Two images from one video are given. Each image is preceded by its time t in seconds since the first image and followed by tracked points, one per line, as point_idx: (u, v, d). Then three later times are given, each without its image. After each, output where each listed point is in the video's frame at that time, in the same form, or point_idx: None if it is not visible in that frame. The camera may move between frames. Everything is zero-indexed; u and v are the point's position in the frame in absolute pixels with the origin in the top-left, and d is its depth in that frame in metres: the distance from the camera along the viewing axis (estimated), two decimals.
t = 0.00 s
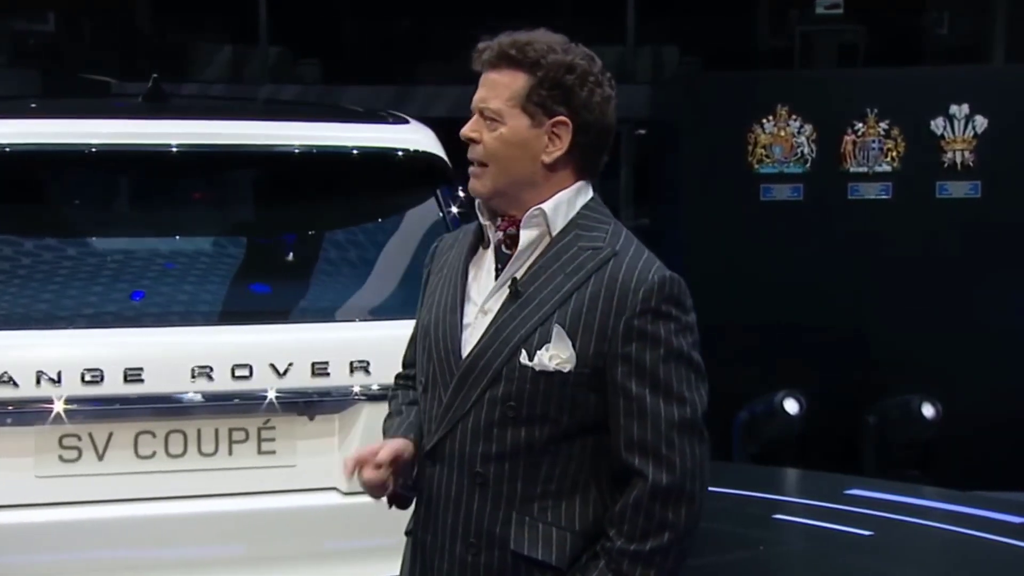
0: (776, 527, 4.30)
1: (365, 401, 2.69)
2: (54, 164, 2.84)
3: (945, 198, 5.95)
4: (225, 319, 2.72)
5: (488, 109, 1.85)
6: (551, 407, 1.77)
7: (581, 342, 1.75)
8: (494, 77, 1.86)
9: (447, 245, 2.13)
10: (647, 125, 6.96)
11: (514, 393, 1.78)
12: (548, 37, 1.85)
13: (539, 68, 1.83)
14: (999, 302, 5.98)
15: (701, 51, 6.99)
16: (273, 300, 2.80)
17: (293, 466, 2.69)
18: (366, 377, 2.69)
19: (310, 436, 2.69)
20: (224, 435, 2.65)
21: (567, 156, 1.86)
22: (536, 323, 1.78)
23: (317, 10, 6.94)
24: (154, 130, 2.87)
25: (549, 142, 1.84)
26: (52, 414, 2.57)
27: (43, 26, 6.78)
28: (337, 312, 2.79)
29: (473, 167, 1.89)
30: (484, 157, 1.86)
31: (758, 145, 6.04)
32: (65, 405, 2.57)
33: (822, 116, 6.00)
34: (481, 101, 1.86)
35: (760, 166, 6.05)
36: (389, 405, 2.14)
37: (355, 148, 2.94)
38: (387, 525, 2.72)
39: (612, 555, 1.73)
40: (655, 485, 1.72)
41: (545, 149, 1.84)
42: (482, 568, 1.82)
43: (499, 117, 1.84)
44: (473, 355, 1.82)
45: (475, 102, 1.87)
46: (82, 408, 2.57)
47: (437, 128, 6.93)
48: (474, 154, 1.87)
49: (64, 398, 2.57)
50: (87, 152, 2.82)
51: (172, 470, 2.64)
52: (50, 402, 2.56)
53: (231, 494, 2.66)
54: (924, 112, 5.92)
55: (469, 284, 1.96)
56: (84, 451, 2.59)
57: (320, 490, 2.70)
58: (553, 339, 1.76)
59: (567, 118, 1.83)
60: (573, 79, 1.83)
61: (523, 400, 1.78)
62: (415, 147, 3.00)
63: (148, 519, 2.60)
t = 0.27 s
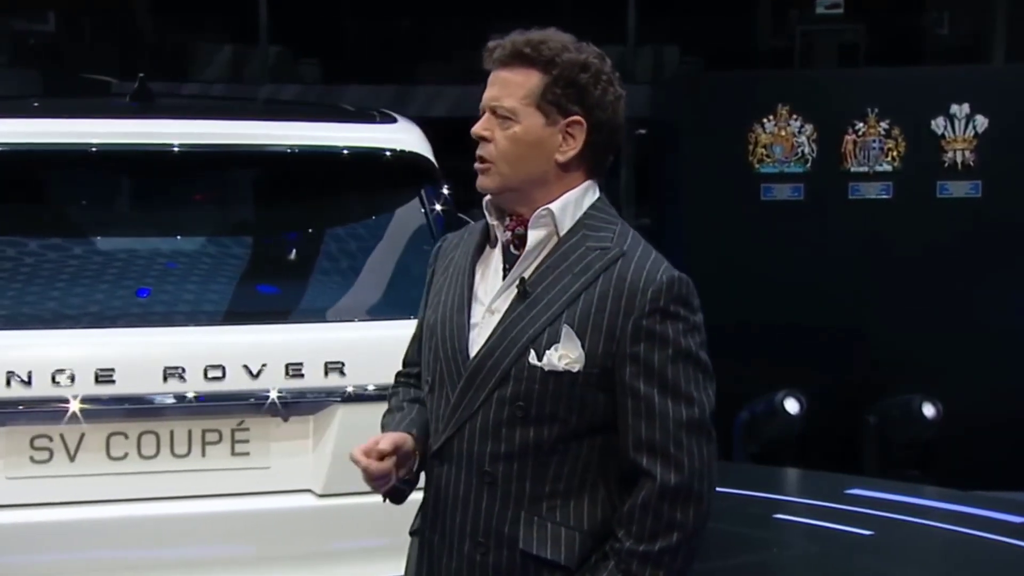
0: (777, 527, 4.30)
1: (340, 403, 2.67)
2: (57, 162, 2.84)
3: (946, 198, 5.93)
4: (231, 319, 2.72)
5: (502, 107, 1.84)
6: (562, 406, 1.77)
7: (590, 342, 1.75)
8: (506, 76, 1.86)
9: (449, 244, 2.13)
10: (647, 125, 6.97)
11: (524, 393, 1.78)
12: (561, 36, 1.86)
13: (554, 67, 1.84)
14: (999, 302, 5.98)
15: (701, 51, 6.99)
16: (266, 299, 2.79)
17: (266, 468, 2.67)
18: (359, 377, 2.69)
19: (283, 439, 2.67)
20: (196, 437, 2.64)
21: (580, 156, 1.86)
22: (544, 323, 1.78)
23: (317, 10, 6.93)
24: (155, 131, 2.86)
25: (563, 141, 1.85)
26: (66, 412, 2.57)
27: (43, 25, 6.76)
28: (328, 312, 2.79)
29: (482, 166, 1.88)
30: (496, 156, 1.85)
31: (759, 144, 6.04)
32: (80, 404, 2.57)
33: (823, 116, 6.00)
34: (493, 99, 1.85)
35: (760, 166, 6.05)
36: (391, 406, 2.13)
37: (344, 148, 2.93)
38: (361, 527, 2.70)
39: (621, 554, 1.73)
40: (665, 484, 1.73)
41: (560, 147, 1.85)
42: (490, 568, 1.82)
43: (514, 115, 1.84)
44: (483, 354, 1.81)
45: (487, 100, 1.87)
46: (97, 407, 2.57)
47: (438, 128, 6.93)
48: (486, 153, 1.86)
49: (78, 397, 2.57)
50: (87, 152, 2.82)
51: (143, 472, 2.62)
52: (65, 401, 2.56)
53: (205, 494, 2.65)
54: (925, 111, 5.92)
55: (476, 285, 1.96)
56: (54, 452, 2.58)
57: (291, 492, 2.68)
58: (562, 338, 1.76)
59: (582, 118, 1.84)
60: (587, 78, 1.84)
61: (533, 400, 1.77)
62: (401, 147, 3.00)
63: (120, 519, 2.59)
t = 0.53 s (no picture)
0: (779, 526, 4.31)
1: (319, 405, 2.55)
2: (58, 161, 2.74)
3: (947, 197, 5.92)
4: (234, 319, 2.60)
5: (517, 109, 1.78)
6: (571, 409, 1.72)
7: (599, 344, 1.71)
8: (519, 77, 1.80)
9: (451, 245, 2.07)
10: (648, 124, 6.97)
11: (532, 397, 1.73)
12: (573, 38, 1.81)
13: (570, 69, 1.79)
14: (1000, 302, 5.97)
15: (701, 50, 7.01)
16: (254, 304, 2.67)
17: (244, 469, 2.55)
18: (357, 377, 2.58)
19: (260, 439, 2.55)
20: (173, 437, 2.52)
21: (593, 159, 1.82)
22: (551, 326, 1.73)
23: (318, 10, 6.94)
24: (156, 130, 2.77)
25: (578, 143, 1.80)
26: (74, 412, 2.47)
27: (44, 25, 6.77)
28: (324, 312, 2.68)
29: (494, 169, 1.81)
30: (511, 159, 1.78)
31: (759, 144, 6.04)
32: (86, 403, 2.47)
33: (824, 116, 6.00)
34: (507, 101, 1.78)
35: (760, 166, 6.06)
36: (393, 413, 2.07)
37: (337, 148, 2.82)
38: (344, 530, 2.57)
39: (632, 554, 1.69)
40: (677, 484, 1.69)
41: (576, 151, 1.80)
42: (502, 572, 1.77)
43: (530, 117, 1.77)
44: (489, 358, 1.76)
45: (498, 101, 1.80)
46: (104, 408, 2.47)
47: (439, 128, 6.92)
48: (501, 156, 1.79)
49: (85, 396, 2.47)
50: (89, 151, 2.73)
51: (121, 473, 2.51)
52: (73, 401, 2.46)
53: (183, 497, 2.53)
54: (925, 111, 5.91)
55: (480, 287, 1.90)
56: (31, 453, 2.48)
57: (271, 493, 2.56)
58: (571, 341, 1.71)
59: (597, 120, 1.80)
60: (602, 80, 1.80)
61: (542, 403, 1.73)
62: (390, 147, 2.89)
63: (98, 522, 2.47)
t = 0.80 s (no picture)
0: (779, 527, 4.31)
1: (291, 406, 2.51)
2: (62, 162, 2.72)
3: (947, 197, 5.92)
4: (237, 320, 2.59)
5: (536, 107, 1.75)
6: (585, 405, 1.70)
7: (613, 341, 1.69)
8: (534, 75, 1.77)
9: (451, 243, 2.04)
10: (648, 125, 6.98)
11: (544, 393, 1.71)
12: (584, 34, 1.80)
13: (585, 66, 1.77)
14: (999, 302, 5.95)
15: (701, 50, 7.01)
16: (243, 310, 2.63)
17: (217, 470, 2.50)
18: (351, 377, 2.55)
19: (232, 441, 2.50)
20: (145, 438, 2.47)
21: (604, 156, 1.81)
22: (563, 322, 1.71)
23: (318, 10, 6.94)
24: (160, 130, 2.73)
25: (592, 141, 1.79)
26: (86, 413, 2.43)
27: (44, 25, 6.77)
28: (323, 312, 2.67)
29: (510, 169, 1.78)
30: (530, 157, 1.76)
31: (760, 144, 6.05)
32: (98, 404, 2.43)
33: (824, 116, 6.01)
34: (524, 99, 1.75)
35: (761, 166, 6.07)
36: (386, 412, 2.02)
37: (326, 148, 2.78)
38: (317, 531, 2.54)
39: (642, 553, 1.67)
40: (687, 482, 1.68)
41: (590, 148, 1.78)
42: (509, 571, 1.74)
43: (550, 115, 1.75)
44: (501, 354, 1.73)
45: (513, 100, 1.77)
46: (115, 408, 2.43)
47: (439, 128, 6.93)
48: (520, 155, 1.76)
49: (97, 396, 2.43)
50: (92, 151, 2.70)
51: (104, 473, 2.46)
52: (85, 400, 2.43)
53: (155, 498, 2.48)
54: (925, 110, 5.91)
55: (487, 283, 1.88)
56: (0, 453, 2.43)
57: (242, 495, 2.51)
58: (584, 337, 1.70)
59: (610, 117, 1.79)
60: (613, 78, 1.80)
61: (555, 400, 1.70)
62: (376, 147, 2.84)
63: (72, 523, 2.43)
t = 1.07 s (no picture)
0: (779, 526, 4.32)
1: (271, 407, 2.47)
2: (67, 162, 2.69)
3: (947, 197, 5.93)
4: (236, 320, 2.58)
5: (548, 106, 1.74)
6: (593, 403, 1.70)
7: (622, 339, 1.69)
8: (545, 75, 1.76)
9: (450, 244, 2.03)
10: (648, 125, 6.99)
11: (553, 390, 1.70)
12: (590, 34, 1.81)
13: (595, 67, 1.78)
14: (1000, 302, 5.97)
15: (701, 50, 7.01)
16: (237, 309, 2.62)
17: (192, 472, 2.47)
18: (341, 377, 2.53)
19: (209, 443, 2.47)
20: (120, 440, 2.44)
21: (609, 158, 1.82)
22: (572, 320, 1.71)
23: (318, 10, 6.95)
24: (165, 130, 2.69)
25: (600, 141, 1.79)
26: (96, 412, 2.42)
27: (44, 25, 6.79)
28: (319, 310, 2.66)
29: (520, 168, 1.76)
30: (541, 155, 1.75)
31: (760, 144, 6.04)
32: (109, 404, 2.42)
33: (824, 116, 6.00)
34: (536, 98, 1.75)
35: (761, 165, 6.06)
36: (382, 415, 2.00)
37: (315, 148, 2.73)
38: (296, 532, 2.50)
39: (650, 551, 1.68)
40: (695, 480, 1.68)
41: (599, 148, 1.79)
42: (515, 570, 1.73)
43: (562, 114, 1.74)
44: (508, 352, 1.72)
45: (524, 98, 1.76)
46: (129, 407, 2.42)
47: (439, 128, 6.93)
48: (533, 154, 1.75)
49: (109, 396, 2.42)
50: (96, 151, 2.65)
51: (99, 472, 2.44)
52: (94, 400, 2.41)
53: (141, 498, 2.46)
54: (925, 110, 5.92)
55: (491, 282, 1.87)
56: None
57: (220, 496, 2.48)
58: (593, 335, 1.70)
59: (618, 118, 1.80)
60: (621, 79, 1.80)
61: (564, 397, 1.70)
62: (363, 147, 2.79)
63: (64, 524, 2.42)
